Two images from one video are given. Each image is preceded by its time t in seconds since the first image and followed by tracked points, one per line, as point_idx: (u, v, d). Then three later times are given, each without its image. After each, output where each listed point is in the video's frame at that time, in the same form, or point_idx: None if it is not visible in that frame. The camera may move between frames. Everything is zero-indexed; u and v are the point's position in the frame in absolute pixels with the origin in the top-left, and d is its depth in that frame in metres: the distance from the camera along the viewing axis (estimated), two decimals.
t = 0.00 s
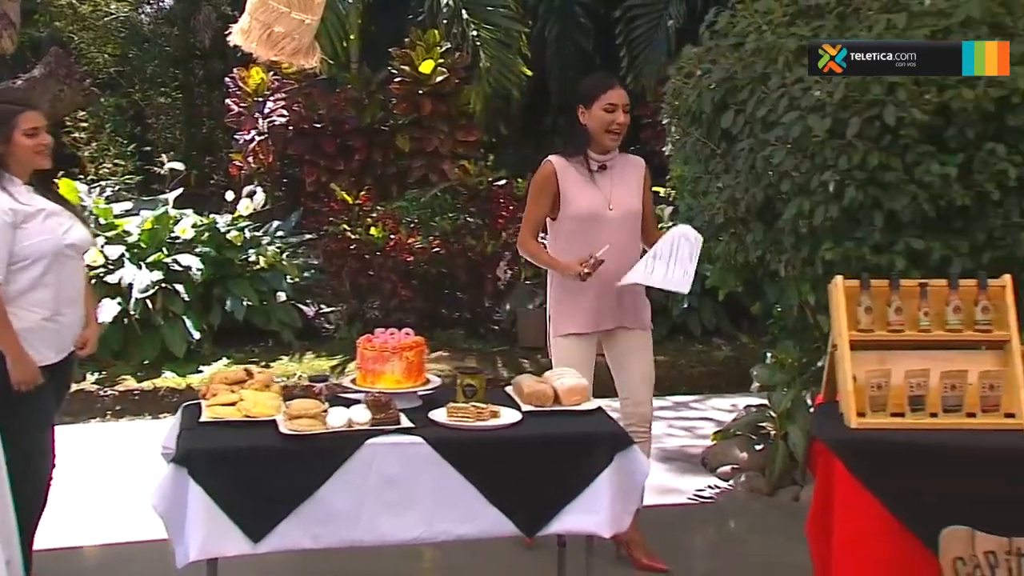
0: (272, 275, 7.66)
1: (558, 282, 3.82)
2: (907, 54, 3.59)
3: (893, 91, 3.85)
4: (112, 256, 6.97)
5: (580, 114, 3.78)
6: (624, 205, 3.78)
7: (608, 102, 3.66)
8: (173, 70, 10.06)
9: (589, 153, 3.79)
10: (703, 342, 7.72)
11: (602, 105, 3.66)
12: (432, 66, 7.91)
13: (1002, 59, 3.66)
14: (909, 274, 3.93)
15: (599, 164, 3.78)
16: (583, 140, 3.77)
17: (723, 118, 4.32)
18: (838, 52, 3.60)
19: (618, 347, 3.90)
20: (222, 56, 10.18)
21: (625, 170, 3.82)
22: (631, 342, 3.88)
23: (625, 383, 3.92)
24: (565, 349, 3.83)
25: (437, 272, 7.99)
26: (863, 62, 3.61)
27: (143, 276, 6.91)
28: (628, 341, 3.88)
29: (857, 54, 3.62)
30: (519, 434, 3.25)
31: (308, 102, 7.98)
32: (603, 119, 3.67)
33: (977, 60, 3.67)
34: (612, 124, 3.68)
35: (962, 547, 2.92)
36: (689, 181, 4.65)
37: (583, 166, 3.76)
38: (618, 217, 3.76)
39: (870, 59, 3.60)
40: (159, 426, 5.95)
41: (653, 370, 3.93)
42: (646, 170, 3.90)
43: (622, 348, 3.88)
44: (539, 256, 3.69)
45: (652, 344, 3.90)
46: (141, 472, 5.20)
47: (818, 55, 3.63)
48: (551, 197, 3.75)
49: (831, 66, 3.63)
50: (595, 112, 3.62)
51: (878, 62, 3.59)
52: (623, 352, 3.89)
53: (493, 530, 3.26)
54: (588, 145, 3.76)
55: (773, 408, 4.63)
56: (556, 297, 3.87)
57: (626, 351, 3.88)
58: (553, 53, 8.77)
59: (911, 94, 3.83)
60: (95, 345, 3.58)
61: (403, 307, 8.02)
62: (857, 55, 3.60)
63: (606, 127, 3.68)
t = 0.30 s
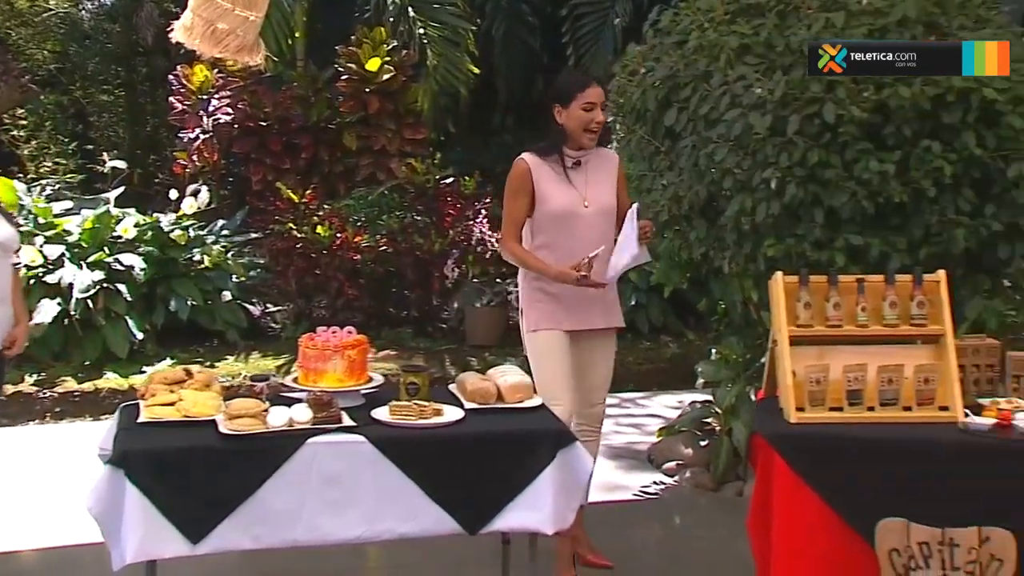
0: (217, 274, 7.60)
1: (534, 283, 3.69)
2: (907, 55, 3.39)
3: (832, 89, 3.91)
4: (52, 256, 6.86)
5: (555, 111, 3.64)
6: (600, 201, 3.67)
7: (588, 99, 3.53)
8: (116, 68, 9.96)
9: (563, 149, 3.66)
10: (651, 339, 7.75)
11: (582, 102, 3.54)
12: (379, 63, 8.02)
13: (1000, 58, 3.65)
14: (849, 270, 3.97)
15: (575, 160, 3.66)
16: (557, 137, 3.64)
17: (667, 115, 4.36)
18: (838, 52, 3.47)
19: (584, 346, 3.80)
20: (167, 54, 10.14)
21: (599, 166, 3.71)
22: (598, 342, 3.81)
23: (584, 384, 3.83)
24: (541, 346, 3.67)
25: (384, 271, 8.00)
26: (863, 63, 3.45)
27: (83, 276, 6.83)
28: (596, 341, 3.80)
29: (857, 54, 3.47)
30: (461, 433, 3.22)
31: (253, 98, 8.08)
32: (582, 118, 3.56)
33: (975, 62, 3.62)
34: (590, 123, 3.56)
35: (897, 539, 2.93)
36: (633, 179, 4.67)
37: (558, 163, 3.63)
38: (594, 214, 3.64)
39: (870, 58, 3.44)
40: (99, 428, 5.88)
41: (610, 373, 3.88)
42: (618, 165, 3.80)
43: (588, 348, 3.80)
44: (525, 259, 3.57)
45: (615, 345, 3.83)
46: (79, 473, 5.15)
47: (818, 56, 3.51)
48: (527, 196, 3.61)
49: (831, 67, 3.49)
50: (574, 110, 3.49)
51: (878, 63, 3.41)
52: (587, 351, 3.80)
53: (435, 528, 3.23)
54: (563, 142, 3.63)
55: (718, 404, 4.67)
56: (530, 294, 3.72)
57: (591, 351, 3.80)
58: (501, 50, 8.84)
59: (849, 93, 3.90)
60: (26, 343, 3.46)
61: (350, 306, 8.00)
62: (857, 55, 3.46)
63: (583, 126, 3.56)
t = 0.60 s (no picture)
0: (163, 274, 7.50)
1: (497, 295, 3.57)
2: (907, 55, 3.79)
3: (776, 87, 3.93)
4: None
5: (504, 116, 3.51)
6: (559, 206, 3.57)
7: (536, 98, 3.43)
8: (59, 65, 9.82)
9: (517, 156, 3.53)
10: (600, 337, 7.78)
11: (531, 102, 3.43)
12: (327, 62, 7.94)
13: (1002, 58, 3.88)
14: (793, 267, 4.01)
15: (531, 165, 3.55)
16: (511, 143, 3.51)
17: (613, 113, 4.37)
18: (838, 52, 3.79)
19: (544, 352, 3.72)
20: (111, 52, 10.06)
21: (554, 169, 3.61)
22: (559, 348, 3.72)
23: (543, 391, 3.78)
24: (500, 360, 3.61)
25: (333, 270, 8.05)
26: (863, 62, 3.79)
27: (24, 277, 6.62)
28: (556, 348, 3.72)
29: (857, 54, 3.80)
30: (407, 431, 3.17)
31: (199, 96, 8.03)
32: (531, 118, 3.43)
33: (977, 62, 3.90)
34: (540, 121, 3.45)
35: (838, 532, 2.97)
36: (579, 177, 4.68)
37: (515, 170, 3.51)
38: (556, 219, 3.54)
39: (870, 59, 3.78)
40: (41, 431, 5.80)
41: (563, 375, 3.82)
42: (570, 164, 3.70)
43: (548, 355, 3.71)
44: (497, 271, 3.44)
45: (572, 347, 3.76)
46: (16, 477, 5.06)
47: (819, 56, 3.82)
48: (487, 207, 3.47)
49: (831, 66, 3.82)
50: (525, 111, 3.37)
51: (879, 62, 3.78)
52: (547, 359, 3.72)
53: (380, 528, 3.18)
54: (518, 148, 3.50)
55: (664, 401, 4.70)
56: (491, 305, 3.60)
57: (551, 358, 3.72)
58: (450, 48, 8.87)
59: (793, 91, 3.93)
60: None
61: (299, 305, 8.02)
62: (857, 55, 3.78)
63: (534, 125, 3.44)
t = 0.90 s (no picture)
0: (110, 275, 7.41)
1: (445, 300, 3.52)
2: (907, 55, 3.84)
3: (722, 87, 3.96)
4: None
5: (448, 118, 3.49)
6: (507, 209, 3.54)
7: (471, 99, 3.41)
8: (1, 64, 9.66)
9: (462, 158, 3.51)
10: (552, 336, 7.81)
11: (466, 103, 3.42)
12: (276, 62, 8.17)
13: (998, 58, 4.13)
14: (740, 266, 4.03)
15: (477, 168, 3.52)
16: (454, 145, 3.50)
17: (562, 112, 4.39)
18: (838, 52, 3.84)
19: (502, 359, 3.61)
20: (55, 50, 9.86)
21: (502, 172, 3.58)
22: (518, 356, 3.61)
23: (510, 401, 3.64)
24: (448, 365, 3.55)
25: (283, 271, 7.91)
26: (863, 62, 3.85)
27: None
28: (515, 355, 3.60)
29: (857, 54, 3.86)
30: (353, 432, 3.12)
31: (146, 95, 8.10)
32: (465, 118, 3.43)
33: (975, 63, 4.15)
34: (475, 121, 3.43)
35: (782, 528, 3.00)
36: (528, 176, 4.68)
37: (459, 173, 3.49)
38: (502, 223, 3.51)
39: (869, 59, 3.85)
40: None
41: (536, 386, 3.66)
42: (523, 167, 3.67)
43: (508, 364, 3.60)
44: (439, 275, 3.42)
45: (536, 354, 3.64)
46: None
47: (819, 56, 3.86)
48: (431, 210, 3.46)
49: (831, 66, 3.86)
50: (458, 111, 3.37)
51: (878, 62, 3.85)
52: (507, 366, 3.61)
53: (326, 530, 3.12)
54: (460, 150, 3.49)
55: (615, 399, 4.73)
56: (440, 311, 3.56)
57: (512, 367, 3.61)
58: (401, 47, 8.87)
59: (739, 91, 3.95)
60: None
61: (248, 306, 7.89)
62: (856, 55, 3.84)
63: (469, 125, 3.43)
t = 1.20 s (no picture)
0: (60, 276, 7.37)
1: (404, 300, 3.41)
2: (907, 55, 3.53)
3: (675, 86, 3.97)
4: None
5: (411, 112, 3.40)
6: (468, 210, 3.38)
7: (430, 91, 3.30)
8: None
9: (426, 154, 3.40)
10: (510, 335, 7.81)
11: (426, 96, 3.31)
12: (231, 60, 8.18)
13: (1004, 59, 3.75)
14: (694, 264, 4.05)
15: (441, 165, 3.39)
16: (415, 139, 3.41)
17: (517, 112, 4.40)
18: (837, 52, 3.62)
19: (466, 365, 3.48)
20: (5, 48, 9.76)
21: (469, 171, 3.44)
22: (479, 356, 3.46)
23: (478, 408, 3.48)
24: (406, 369, 3.46)
25: (239, 271, 7.91)
26: (864, 62, 3.55)
27: None
28: (475, 356, 3.46)
29: (856, 55, 3.62)
30: (305, 431, 3.07)
31: (98, 95, 8.06)
32: (426, 110, 3.31)
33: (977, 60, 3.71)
34: (436, 115, 3.30)
35: (733, 526, 3.04)
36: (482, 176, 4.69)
37: (420, 169, 3.38)
38: (460, 224, 3.35)
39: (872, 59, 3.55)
40: None
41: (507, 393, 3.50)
42: (497, 170, 3.50)
43: (468, 365, 3.47)
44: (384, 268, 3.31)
45: (503, 359, 3.48)
46: None
47: (818, 56, 3.66)
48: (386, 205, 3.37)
49: (830, 66, 3.65)
50: (415, 103, 3.26)
51: (879, 62, 3.52)
52: (473, 372, 3.47)
53: (278, 532, 3.06)
54: (421, 145, 3.39)
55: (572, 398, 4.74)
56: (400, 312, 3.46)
57: (474, 368, 3.46)
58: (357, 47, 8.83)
59: (691, 90, 3.96)
60: None
61: (203, 307, 7.88)
62: (856, 55, 3.61)
63: (428, 119, 3.31)
